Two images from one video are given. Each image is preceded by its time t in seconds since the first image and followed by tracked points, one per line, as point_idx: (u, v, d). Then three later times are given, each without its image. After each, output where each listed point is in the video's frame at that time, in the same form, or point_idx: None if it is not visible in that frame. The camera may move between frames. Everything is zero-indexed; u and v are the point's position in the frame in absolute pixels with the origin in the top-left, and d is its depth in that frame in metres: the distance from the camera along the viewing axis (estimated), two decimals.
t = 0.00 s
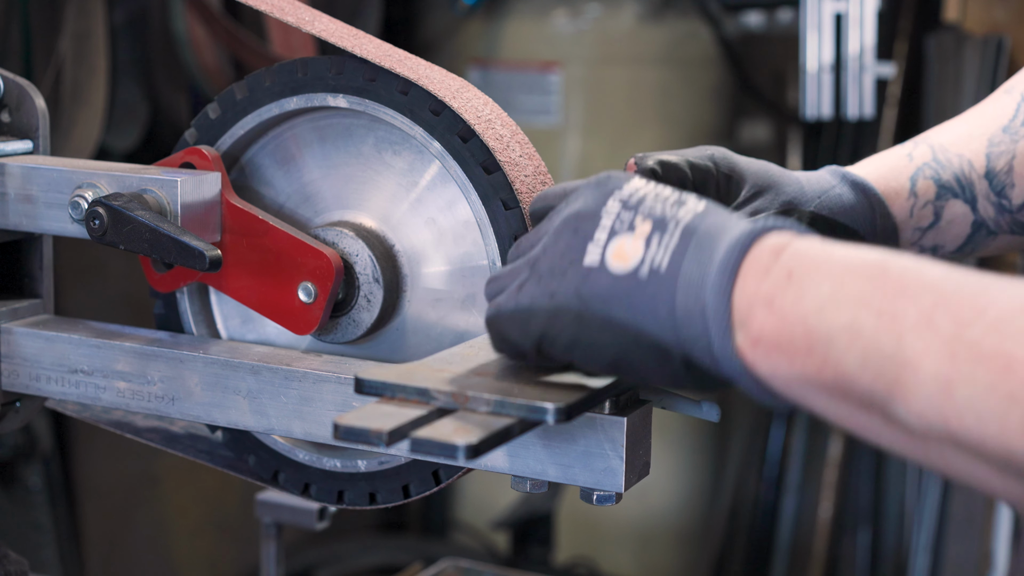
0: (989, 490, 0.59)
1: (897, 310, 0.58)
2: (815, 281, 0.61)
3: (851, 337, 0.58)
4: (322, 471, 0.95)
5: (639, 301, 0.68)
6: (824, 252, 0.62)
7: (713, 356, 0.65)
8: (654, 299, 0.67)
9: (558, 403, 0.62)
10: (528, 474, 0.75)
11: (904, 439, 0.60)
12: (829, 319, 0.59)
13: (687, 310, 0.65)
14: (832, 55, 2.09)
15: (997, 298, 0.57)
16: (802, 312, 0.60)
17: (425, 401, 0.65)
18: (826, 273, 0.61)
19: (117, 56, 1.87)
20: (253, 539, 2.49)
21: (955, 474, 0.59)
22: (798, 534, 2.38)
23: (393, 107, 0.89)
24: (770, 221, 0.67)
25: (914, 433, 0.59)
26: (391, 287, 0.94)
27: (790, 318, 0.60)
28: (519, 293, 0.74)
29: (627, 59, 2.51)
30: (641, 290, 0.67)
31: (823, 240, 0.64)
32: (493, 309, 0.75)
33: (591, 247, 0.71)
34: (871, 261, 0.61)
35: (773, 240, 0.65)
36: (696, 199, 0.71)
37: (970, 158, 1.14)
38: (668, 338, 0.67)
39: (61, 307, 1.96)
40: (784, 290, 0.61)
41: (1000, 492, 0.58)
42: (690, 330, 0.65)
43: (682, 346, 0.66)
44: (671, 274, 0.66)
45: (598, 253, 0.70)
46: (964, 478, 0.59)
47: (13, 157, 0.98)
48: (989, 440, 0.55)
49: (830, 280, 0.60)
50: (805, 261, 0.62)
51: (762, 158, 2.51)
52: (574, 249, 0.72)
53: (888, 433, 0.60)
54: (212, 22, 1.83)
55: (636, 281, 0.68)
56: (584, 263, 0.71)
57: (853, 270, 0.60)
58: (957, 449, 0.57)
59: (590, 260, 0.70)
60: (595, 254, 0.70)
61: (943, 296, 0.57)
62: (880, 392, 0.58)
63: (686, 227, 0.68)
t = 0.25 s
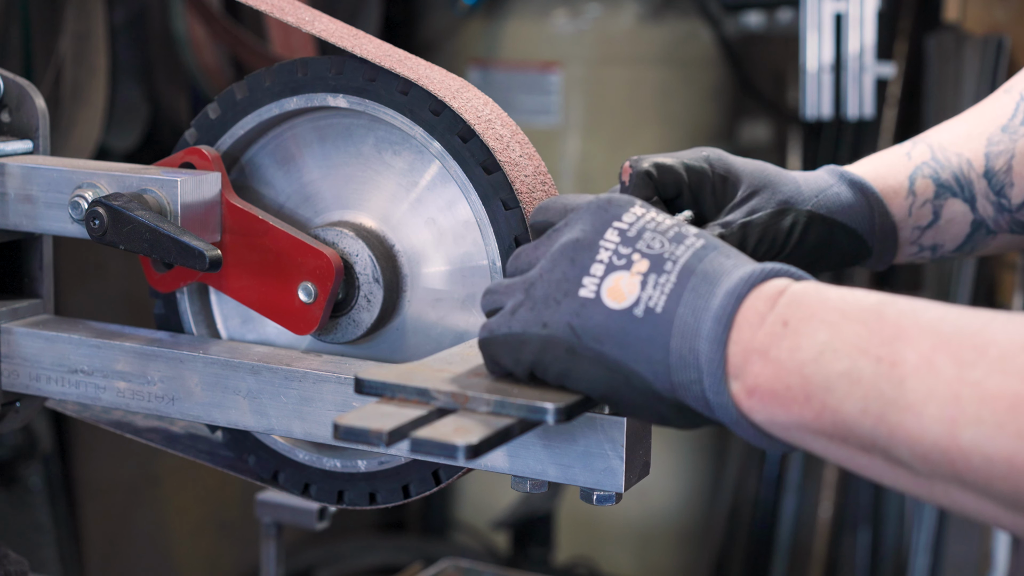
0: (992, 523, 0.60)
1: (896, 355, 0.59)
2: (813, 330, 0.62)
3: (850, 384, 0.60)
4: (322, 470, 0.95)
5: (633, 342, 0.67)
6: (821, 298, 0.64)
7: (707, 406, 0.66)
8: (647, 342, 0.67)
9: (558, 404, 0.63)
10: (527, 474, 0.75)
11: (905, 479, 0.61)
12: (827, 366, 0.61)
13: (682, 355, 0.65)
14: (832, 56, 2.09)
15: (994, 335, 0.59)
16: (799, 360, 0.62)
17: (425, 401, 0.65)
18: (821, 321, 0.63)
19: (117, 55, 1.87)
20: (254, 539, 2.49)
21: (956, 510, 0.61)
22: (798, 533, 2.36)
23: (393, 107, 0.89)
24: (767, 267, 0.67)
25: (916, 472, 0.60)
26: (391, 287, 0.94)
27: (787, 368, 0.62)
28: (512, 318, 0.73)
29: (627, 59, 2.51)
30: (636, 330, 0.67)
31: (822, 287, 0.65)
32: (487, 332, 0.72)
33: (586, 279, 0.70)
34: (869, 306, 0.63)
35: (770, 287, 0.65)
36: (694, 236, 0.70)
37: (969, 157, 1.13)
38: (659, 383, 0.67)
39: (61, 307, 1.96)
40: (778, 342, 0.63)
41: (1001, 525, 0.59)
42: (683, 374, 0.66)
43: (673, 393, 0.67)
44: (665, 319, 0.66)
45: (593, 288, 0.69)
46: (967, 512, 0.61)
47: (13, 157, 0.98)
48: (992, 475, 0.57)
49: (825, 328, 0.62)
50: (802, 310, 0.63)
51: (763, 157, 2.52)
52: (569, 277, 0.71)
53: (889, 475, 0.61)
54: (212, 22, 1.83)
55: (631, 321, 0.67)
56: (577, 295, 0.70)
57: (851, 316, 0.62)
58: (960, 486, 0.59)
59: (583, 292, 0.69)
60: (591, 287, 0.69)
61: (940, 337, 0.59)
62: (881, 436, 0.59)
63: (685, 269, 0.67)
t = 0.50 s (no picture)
0: (993, 532, 0.60)
1: (898, 362, 0.59)
2: (815, 336, 0.63)
3: (851, 391, 0.60)
4: (322, 470, 0.95)
5: (635, 345, 0.67)
6: (823, 305, 0.64)
7: (707, 411, 0.66)
8: (649, 343, 0.67)
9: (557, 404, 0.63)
10: (527, 474, 0.75)
11: (905, 486, 0.61)
12: (829, 373, 0.61)
13: (684, 357, 0.66)
14: (832, 55, 2.09)
15: (996, 343, 0.59)
16: (801, 367, 0.62)
17: (425, 401, 0.65)
18: (823, 328, 0.63)
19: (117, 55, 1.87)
20: (254, 539, 2.49)
21: (957, 516, 0.61)
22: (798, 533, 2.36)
23: (393, 107, 0.89)
24: (771, 273, 0.67)
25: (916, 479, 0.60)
26: (391, 287, 0.94)
27: (789, 374, 0.62)
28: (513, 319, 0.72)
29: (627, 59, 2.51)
30: (638, 334, 0.67)
31: (825, 293, 0.65)
32: (488, 332, 0.72)
33: (589, 281, 0.70)
34: (871, 314, 0.63)
35: (773, 293, 0.66)
36: (698, 241, 0.70)
37: (969, 157, 1.13)
38: (659, 387, 0.68)
39: (61, 308, 1.96)
40: (780, 348, 0.63)
41: (1002, 533, 0.59)
42: (685, 378, 0.66)
43: (674, 398, 0.68)
44: (667, 321, 0.66)
45: (595, 289, 0.69)
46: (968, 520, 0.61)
47: (13, 157, 0.97)
48: (993, 482, 0.57)
49: (828, 336, 0.62)
50: (804, 317, 0.63)
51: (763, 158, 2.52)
52: (572, 277, 0.71)
53: (891, 481, 0.61)
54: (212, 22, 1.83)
55: (632, 324, 0.67)
56: (580, 296, 0.70)
57: (854, 324, 0.62)
58: (961, 494, 0.59)
59: (586, 294, 0.69)
60: (594, 288, 0.69)
61: (943, 345, 0.59)
62: (882, 442, 0.59)
63: (687, 272, 0.67)
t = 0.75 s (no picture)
0: (992, 532, 0.60)
1: (898, 364, 0.59)
2: (815, 339, 0.62)
3: (851, 394, 0.60)
4: (322, 471, 0.95)
5: (634, 347, 0.67)
6: (822, 308, 0.64)
7: (707, 412, 0.66)
8: (649, 345, 0.67)
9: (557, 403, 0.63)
10: (527, 474, 0.75)
11: (904, 487, 0.61)
12: (829, 376, 0.61)
13: (684, 359, 0.66)
14: (832, 56, 2.09)
15: (997, 346, 0.59)
16: (801, 369, 0.62)
17: (425, 401, 0.65)
18: (823, 330, 0.63)
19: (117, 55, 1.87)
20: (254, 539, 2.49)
21: (956, 518, 0.61)
22: (799, 534, 2.36)
23: (393, 107, 0.89)
24: (772, 275, 0.67)
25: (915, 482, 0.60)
26: (391, 287, 0.94)
27: (789, 377, 0.62)
28: (514, 320, 0.73)
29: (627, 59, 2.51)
30: (637, 336, 0.67)
31: (824, 295, 0.65)
32: (488, 333, 0.72)
33: (589, 283, 0.70)
34: (872, 316, 0.62)
35: (773, 294, 0.65)
36: (698, 243, 0.70)
37: (968, 157, 1.13)
38: (659, 389, 0.68)
39: (61, 308, 1.96)
40: (780, 351, 0.63)
41: (1001, 534, 0.60)
42: (685, 381, 0.66)
43: (673, 400, 0.68)
44: (667, 324, 0.66)
45: (595, 292, 0.69)
46: (966, 520, 0.61)
47: (13, 157, 0.97)
48: (992, 485, 0.57)
49: (828, 340, 0.62)
50: (804, 319, 0.63)
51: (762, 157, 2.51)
52: (572, 280, 0.71)
53: (890, 483, 0.61)
54: (212, 22, 1.83)
55: (632, 326, 0.67)
56: (579, 299, 0.70)
57: (854, 326, 0.62)
58: (960, 496, 0.59)
59: (585, 296, 0.70)
60: (594, 290, 0.69)
61: (944, 348, 0.59)
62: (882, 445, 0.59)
63: (687, 276, 0.67)
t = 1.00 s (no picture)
0: (993, 536, 0.60)
1: (900, 369, 0.59)
2: (815, 343, 0.62)
3: (852, 399, 0.60)
4: (322, 471, 0.95)
5: (632, 351, 0.67)
6: (822, 310, 0.64)
7: (707, 415, 0.67)
8: (646, 349, 0.67)
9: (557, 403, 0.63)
10: (528, 474, 0.75)
11: (905, 490, 0.61)
12: (830, 380, 0.61)
13: (683, 364, 0.66)
14: (832, 55, 2.09)
15: (1000, 350, 0.59)
16: (802, 374, 0.62)
17: (425, 401, 0.64)
18: (823, 334, 0.63)
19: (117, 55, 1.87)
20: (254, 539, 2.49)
21: (956, 521, 0.61)
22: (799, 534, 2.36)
23: (393, 107, 0.89)
24: (767, 273, 0.66)
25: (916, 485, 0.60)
26: (391, 287, 0.94)
27: (789, 382, 0.62)
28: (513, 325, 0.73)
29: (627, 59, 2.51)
30: (634, 340, 0.67)
31: (825, 295, 0.65)
32: (488, 338, 0.72)
33: (583, 287, 0.70)
34: (872, 318, 0.62)
35: (771, 295, 0.65)
36: (692, 241, 0.70)
37: (967, 156, 1.13)
38: (658, 392, 0.68)
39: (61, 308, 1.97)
40: (780, 355, 0.63)
41: (1001, 539, 0.60)
42: (685, 385, 0.66)
43: (673, 403, 0.68)
44: (664, 328, 0.66)
45: (590, 296, 0.69)
46: (968, 525, 0.61)
47: (13, 156, 0.97)
48: (994, 489, 0.57)
49: (828, 344, 0.62)
50: (802, 322, 0.63)
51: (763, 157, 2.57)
52: (568, 284, 0.71)
53: (891, 486, 0.62)
54: (212, 22, 1.83)
55: (629, 330, 0.67)
56: (576, 303, 0.70)
57: (855, 328, 0.62)
58: (960, 499, 0.59)
59: (582, 300, 0.70)
60: (589, 294, 0.69)
61: (944, 351, 0.59)
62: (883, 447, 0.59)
63: (681, 278, 0.67)
